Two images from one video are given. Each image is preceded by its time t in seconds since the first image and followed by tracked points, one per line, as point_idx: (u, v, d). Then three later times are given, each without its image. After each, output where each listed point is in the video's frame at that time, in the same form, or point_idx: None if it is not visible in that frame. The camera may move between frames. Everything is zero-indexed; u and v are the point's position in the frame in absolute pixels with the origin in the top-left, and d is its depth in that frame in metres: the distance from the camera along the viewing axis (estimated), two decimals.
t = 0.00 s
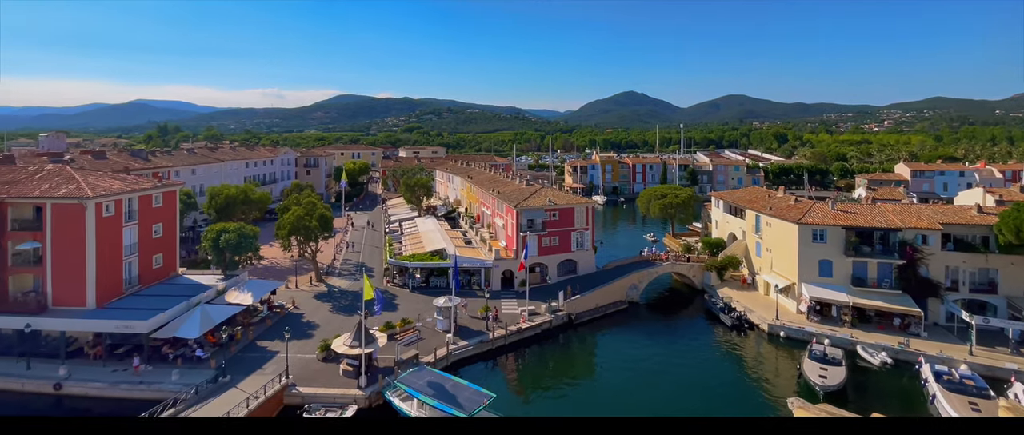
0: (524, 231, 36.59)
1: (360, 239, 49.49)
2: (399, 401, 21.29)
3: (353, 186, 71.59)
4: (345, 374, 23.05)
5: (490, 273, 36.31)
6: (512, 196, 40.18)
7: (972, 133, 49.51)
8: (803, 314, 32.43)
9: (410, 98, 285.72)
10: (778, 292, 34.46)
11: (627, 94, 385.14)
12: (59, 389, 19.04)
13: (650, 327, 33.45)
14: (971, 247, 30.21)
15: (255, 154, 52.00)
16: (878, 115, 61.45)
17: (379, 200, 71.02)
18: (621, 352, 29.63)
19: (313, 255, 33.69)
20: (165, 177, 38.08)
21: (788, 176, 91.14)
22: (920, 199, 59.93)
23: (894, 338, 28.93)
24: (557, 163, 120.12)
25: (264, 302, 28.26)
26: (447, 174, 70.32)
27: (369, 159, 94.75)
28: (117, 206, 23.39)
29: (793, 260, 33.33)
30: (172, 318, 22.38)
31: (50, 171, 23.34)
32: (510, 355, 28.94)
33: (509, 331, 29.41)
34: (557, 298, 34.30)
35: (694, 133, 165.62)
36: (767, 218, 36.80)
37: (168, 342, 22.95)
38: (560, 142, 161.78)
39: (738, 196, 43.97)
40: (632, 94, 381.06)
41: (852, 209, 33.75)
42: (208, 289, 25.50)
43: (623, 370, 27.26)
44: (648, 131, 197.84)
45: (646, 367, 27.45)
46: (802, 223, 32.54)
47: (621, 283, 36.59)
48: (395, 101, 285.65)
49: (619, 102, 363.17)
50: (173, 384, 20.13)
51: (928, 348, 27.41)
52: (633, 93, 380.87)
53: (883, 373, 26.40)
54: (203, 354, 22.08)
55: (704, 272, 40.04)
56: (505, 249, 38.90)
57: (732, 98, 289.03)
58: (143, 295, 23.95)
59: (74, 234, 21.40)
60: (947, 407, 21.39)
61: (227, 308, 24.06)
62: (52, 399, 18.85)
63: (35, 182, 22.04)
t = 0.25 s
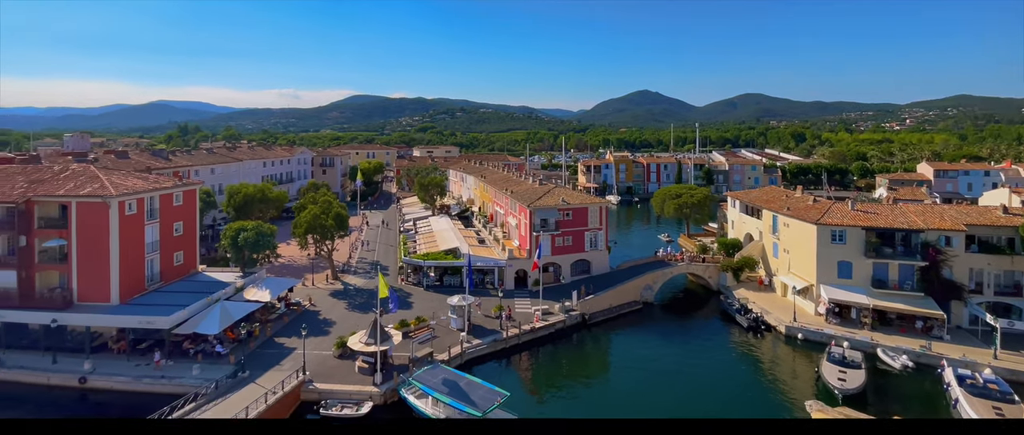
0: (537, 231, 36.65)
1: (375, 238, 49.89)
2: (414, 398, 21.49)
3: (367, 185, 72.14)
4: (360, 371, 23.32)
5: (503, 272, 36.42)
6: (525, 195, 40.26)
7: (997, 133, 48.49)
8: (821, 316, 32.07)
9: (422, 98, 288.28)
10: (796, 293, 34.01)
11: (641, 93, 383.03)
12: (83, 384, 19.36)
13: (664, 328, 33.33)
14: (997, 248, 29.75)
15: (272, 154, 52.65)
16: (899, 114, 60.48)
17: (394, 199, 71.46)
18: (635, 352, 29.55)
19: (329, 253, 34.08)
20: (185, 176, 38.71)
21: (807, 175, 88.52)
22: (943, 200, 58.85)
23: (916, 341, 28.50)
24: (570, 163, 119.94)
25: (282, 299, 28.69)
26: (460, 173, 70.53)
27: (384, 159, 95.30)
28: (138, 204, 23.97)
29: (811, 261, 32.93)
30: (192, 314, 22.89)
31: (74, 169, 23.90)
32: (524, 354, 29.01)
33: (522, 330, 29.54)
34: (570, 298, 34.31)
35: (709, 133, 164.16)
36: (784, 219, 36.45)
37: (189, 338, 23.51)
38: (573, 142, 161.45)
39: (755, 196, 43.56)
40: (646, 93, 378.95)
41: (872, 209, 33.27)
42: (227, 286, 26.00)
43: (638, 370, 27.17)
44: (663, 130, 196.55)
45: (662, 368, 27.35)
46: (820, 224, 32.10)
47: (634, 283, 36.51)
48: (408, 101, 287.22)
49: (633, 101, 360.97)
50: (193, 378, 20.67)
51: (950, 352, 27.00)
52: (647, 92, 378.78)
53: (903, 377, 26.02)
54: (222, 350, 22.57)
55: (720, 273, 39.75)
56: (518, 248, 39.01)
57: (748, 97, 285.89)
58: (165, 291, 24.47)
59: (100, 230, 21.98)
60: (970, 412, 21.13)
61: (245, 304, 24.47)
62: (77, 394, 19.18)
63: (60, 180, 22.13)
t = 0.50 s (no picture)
0: (550, 231, 36.67)
1: (389, 237, 50.27)
2: (428, 396, 21.64)
3: (382, 185, 72.66)
4: (376, 369, 23.54)
5: (517, 271, 36.51)
6: (539, 195, 40.28)
7: None
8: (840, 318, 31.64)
9: (435, 98, 290.24)
10: (815, 295, 33.59)
11: (655, 93, 380.62)
12: (107, 377, 20.43)
13: (679, 329, 33.12)
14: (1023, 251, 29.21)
15: (289, 153, 53.32)
16: (923, 112, 59.28)
17: (408, 198, 71.92)
18: (650, 353, 29.40)
19: (344, 252, 34.45)
20: (204, 176, 39.44)
21: (826, 176, 87.81)
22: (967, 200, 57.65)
23: (939, 344, 28.05)
24: (584, 163, 119.68)
25: (299, 297, 29.06)
26: (474, 173, 70.72)
27: (398, 158, 95.93)
28: (160, 203, 24.36)
29: (830, 263, 32.38)
30: (213, 311, 23.25)
31: (98, 170, 24.48)
32: (538, 354, 29.06)
33: (536, 330, 29.63)
34: (584, 298, 34.29)
35: (725, 132, 162.53)
36: (803, 219, 35.93)
37: (209, 334, 23.78)
38: (587, 141, 161.03)
39: (772, 196, 43.09)
40: (660, 92, 376.55)
41: (894, 210, 32.68)
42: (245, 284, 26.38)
43: (653, 372, 27.03)
44: (678, 130, 195.16)
45: (678, 369, 27.22)
46: (840, 225, 31.53)
47: (649, 284, 36.37)
48: (422, 101, 288.85)
49: (647, 100, 358.80)
50: (214, 373, 21.03)
51: (975, 356, 26.55)
52: (661, 91, 376.43)
53: (926, 381, 25.55)
54: (242, 346, 22.87)
55: (737, 274, 39.37)
56: (532, 248, 39.06)
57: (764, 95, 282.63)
58: (186, 288, 24.95)
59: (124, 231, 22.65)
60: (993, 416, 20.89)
61: (264, 302, 24.80)
62: (102, 387, 20.30)
63: (84, 180, 23.46)
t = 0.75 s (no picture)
0: (564, 231, 36.70)
1: (404, 236, 50.65)
2: (443, 394, 21.82)
3: (397, 185, 73.17)
4: (391, 367, 23.78)
5: (531, 271, 36.59)
6: (552, 195, 40.32)
7: None
8: (861, 321, 31.22)
9: (449, 98, 291.60)
10: (834, 297, 33.18)
11: (670, 92, 377.94)
12: (131, 372, 21.02)
13: (695, 330, 32.93)
14: None
15: (305, 154, 54.00)
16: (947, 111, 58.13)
17: (423, 198, 72.31)
18: (666, 354, 29.31)
19: (360, 251, 34.80)
20: (224, 175, 40.11)
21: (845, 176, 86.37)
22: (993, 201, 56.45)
23: (962, 348, 27.59)
24: (597, 163, 119.32)
25: (315, 295, 29.43)
26: (487, 173, 70.90)
27: (413, 158, 96.48)
28: (181, 202, 24.83)
29: (850, 264, 31.89)
30: (232, 308, 23.63)
31: (122, 170, 25.07)
32: (552, 354, 29.09)
33: (550, 330, 29.74)
34: (599, 298, 34.25)
35: (742, 131, 160.80)
36: (821, 220, 35.42)
37: (229, 330, 24.22)
38: (600, 142, 160.56)
39: (791, 197, 42.61)
40: (675, 92, 374.07)
41: (916, 211, 32.12)
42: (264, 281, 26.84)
43: (669, 373, 26.90)
44: (693, 129, 193.73)
45: (694, 371, 27.09)
46: (860, 226, 31.01)
47: (664, 285, 36.25)
48: (436, 101, 290.06)
49: (662, 100, 356.56)
50: (233, 369, 21.42)
51: (1000, 360, 26.10)
52: (676, 91, 373.77)
53: (949, 386, 25.17)
54: (260, 343, 23.25)
55: (754, 276, 39.03)
56: (546, 248, 39.12)
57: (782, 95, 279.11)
58: (206, 285, 25.44)
59: (148, 231, 23.28)
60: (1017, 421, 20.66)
61: (282, 300, 25.13)
62: (126, 382, 20.90)
63: (108, 180, 24.07)
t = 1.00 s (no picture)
0: (578, 232, 36.66)
1: (419, 236, 50.99)
2: (457, 393, 21.86)
3: (411, 185, 73.63)
4: (406, 365, 23.92)
5: (545, 272, 36.65)
6: (566, 196, 40.33)
7: None
8: (882, 324, 30.75)
9: (463, 98, 292.59)
10: (855, 300, 32.72)
11: (685, 92, 375.28)
12: (154, 368, 21.52)
13: (711, 332, 32.65)
14: None
15: (322, 154, 54.63)
16: (973, 110, 56.90)
17: (437, 198, 72.64)
18: (682, 356, 29.09)
19: (375, 250, 35.13)
20: (242, 175, 40.79)
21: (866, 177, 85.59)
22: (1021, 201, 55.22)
23: (988, 353, 27.05)
24: (612, 163, 118.92)
25: (332, 294, 29.77)
26: (501, 173, 71.04)
27: (427, 159, 96.97)
28: (202, 202, 25.29)
29: (871, 266, 31.40)
30: (251, 306, 24.01)
31: (145, 170, 25.67)
32: (567, 354, 29.07)
33: (565, 330, 29.72)
34: (614, 299, 34.15)
35: (759, 131, 159.05)
36: (842, 221, 34.95)
37: (248, 328, 24.60)
38: (615, 142, 160.01)
39: (810, 197, 42.07)
40: (690, 91, 371.34)
41: (941, 212, 31.53)
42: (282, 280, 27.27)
43: (685, 376, 26.69)
44: (709, 129, 192.04)
45: (711, 373, 26.88)
46: (882, 227, 30.51)
47: (680, 286, 35.98)
48: (449, 101, 291.08)
49: (677, 99, 354.03)
50: (252, 366, 21.75)
51: None
52: (691, 90, 371.01)
53: (974, 391, 24.69)
54: (278, 340, 23.56)
55: (772, 278, 38.60)
56: (560, 248, 39.12)
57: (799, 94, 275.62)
58: (226, 284, 25.89)
59: (170, 230, 23.73)
60: None
61: (299, 298, 25.45)
62: (149, 377, 21.40)
63: (132, 180, 24.67)
